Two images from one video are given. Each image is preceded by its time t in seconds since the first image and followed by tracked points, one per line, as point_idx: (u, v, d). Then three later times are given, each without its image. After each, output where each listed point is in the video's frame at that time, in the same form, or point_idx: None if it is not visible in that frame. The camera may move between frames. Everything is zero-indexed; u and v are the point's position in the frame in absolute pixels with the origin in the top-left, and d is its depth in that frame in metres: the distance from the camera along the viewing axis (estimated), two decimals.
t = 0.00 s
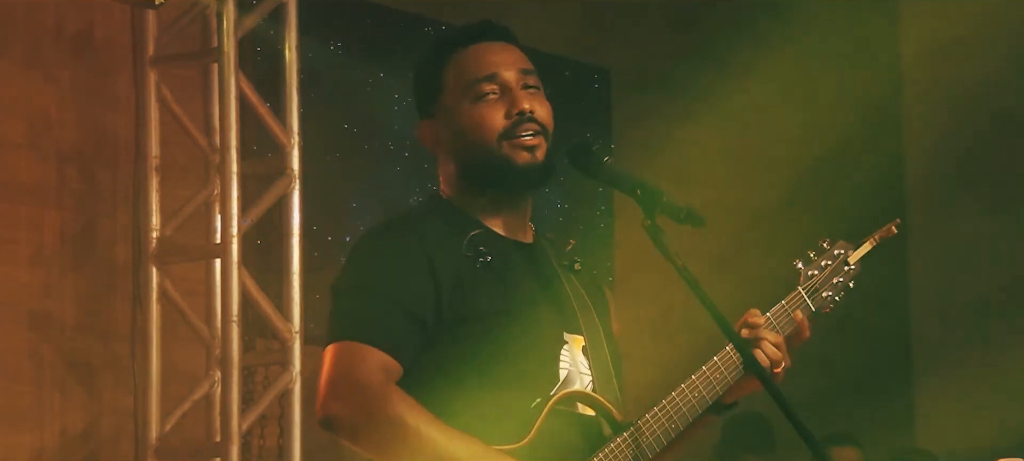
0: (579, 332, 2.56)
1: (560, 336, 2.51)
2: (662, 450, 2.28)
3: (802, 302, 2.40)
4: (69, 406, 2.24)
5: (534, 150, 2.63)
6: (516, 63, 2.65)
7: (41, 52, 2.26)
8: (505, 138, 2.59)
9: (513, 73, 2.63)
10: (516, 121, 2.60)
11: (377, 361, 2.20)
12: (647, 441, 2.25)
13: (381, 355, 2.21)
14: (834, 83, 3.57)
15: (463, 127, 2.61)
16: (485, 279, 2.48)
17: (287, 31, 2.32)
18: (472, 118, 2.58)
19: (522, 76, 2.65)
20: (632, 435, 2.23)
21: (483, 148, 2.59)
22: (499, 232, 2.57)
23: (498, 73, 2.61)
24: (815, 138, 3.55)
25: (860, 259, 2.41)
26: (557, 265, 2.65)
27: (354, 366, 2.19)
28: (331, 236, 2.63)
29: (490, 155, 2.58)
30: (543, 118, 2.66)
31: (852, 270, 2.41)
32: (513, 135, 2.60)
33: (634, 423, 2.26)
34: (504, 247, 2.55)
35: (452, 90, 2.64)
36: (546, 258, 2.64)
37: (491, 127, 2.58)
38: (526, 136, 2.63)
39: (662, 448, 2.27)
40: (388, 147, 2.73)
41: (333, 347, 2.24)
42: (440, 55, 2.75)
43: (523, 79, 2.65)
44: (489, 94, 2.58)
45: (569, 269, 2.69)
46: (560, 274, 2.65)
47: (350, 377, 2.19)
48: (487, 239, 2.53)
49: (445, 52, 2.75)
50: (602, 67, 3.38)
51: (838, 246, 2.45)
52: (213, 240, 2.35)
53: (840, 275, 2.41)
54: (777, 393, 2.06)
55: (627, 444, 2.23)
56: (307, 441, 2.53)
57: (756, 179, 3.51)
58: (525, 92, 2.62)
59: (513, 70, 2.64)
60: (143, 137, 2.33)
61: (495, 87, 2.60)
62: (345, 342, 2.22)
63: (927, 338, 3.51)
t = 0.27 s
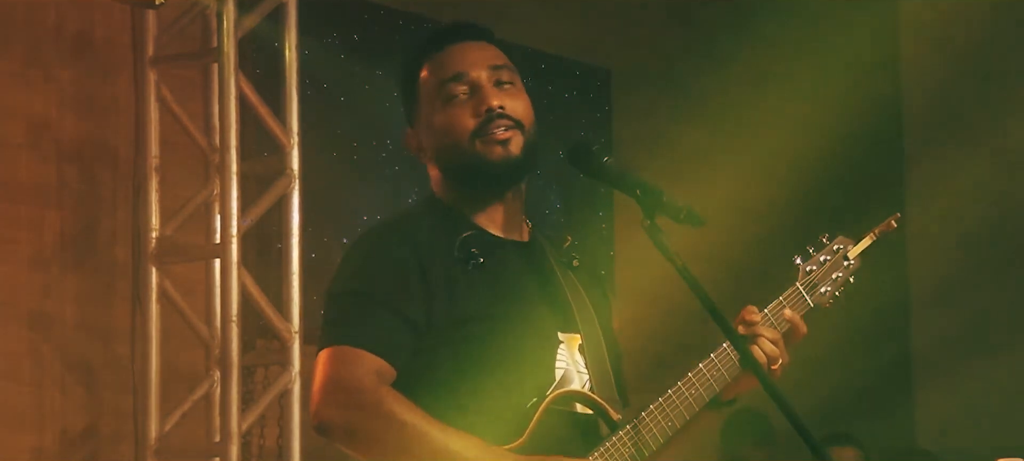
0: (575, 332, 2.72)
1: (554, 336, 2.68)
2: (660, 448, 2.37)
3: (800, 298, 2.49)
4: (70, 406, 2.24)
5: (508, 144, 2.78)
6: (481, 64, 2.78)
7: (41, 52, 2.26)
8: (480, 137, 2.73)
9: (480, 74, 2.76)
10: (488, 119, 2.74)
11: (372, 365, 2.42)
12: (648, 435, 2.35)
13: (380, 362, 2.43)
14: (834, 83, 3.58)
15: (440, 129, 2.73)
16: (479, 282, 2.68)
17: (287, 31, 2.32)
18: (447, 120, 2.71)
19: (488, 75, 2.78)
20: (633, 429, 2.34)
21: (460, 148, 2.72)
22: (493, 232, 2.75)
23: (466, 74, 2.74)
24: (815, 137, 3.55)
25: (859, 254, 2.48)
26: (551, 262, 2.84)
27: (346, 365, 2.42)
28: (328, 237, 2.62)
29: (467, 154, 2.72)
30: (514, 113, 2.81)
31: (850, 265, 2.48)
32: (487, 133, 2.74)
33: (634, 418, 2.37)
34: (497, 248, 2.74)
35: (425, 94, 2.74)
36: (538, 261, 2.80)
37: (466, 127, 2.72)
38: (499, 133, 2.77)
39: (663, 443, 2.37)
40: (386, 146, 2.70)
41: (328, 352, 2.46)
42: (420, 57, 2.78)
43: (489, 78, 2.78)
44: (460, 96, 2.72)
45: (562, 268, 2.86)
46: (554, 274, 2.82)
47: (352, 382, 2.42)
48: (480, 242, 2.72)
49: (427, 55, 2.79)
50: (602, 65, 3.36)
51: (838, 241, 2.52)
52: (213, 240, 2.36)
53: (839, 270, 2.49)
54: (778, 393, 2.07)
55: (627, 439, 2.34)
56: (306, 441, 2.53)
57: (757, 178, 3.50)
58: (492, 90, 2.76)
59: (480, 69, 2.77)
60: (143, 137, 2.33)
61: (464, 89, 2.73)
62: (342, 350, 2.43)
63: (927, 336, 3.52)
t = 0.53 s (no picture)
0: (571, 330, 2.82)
1: (552, 334, 2.76)
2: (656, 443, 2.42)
3: (795, 293, 2.51)
4: (69, 406, 2.24)
5: (496, 142, 2.82)
6: (465, 62, 2.80)
7: (41, 52, 2.26)
8: (469, 134, 2.76)
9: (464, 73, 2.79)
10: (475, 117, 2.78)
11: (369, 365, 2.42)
12: (647, 432, 2.39)
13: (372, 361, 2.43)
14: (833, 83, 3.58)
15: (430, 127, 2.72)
16: (473, 281, 2.70)
17: (287, 31, 2.32)
18: (437, 118, 2.72)
19: (472, 75, 2.81)
20: (630, 426, 2.37)
21: (451, 146, 2.73)
22: (489, 234, 2.78)
23: (452, 74, 2.77)
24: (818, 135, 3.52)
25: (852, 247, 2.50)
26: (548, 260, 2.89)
27: (342, 365, 2.40)
28: (325, 238, 2.47)
29: (458, 152, 2.74)
30: (498, 112, 2.85)
31: (844, 258, 2.49)
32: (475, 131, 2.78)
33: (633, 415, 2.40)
34: (492, 250, 2.77)
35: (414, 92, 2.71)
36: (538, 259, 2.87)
37: (455, 126, 2.74)
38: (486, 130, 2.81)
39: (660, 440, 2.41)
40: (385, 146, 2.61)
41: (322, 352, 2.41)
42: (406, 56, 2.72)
43: (473, 77, 2.82)
44: (447, 94, 2.74)
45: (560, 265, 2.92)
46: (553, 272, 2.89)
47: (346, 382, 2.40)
48: (473, 243, 2.74)
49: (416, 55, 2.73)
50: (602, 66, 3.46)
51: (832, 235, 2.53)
52: (213, 240, 2.35)
53: (832, 265, 2.50)
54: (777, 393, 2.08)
55: (626, 437, 2.37)
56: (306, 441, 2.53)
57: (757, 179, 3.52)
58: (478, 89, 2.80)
59: (464, 68, 2.79)
60: (142, 137, 2.35)
61: (451, 87, 2.75)
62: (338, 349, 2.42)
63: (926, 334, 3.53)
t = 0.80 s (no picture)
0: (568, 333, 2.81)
1: (549, 337, 2.75)
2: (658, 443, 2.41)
3: (795, 287, 2.50)
4: (70, 406, 2.24)
5: (507, 143, 2.85)
6: (477, 63, 2.83)
7: (41, 52, 2.26)
8: (480, 133, 2.78)
9: (477, 73, 2.81)
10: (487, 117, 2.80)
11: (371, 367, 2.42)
12: (647, 433, 2.38)
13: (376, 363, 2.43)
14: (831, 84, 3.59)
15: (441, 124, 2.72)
16: (472, 282, 2.71)
17: (286, 31, 2.32)
18: (449, 116, 2.73)
19: (484, 75, 2.83)
20: (631, 429, 2.36)
21: (462, 145, 2.74)
22: (488, 235, 2.77)
23: (465, 73, 2.79)
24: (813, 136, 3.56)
25: (852, 239, 2.51)
26: (546, 262, 2.88)
27: (344, 368, 2.41)
28: (322, 239, 2.48)
29: (469, 150, 2.75)
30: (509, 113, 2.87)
31: (844, 250, 2.51)
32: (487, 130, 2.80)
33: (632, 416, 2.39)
34: (490, 250, 2.77)
35: (425, 89, 2.72)
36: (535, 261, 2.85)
37: (467, 124, 2.76)
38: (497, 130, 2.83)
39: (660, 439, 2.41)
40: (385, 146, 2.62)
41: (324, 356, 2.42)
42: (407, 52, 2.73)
43: (485, 78, 2.84)
44: (460, 93, 2.76)
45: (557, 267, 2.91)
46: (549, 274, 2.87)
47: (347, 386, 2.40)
48: (473, 244, 2.74)
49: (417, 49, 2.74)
50: (601, 66, 3.29)
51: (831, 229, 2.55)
52: (213, 240, 2.36)
53: (832, 257, 2.52)
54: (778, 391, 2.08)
55: (626, 438, 2.36)
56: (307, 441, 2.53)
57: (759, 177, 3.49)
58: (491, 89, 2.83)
59: (476, 68, 2.82)
60: (143, 137, 2.35)
61: (464, 86, 2.77)
62: (341, 353, 2.42)
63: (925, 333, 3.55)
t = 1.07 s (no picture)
0: (569, 335, 2.61)
1: (548, 339, 2.56)
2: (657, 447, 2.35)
3: (795, 298, 2.38)
4: (70, 405, 2.24)
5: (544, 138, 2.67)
6: (515, 61, 2.73)
7: (40, 52, 2.26)
8: (516, 126, 2.63)
9: (515, 70, 2.71)
10: (526, 110, 2.65)
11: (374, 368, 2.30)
12: (645, 437, 2.30)
13: (377, 363, 2.31)
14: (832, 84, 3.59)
15: (471, 115, 2.62)
16: (474, 285, 2.55)
17: (286, 31, 2.31)
18: (480, 107, 2.61)
19: (523, 73, 2.73)
20: (629, 433, 2.29)
21: (492, 137, 2.61)
22: (491, 234, 2.63)
23: (502, 68, 2.68)
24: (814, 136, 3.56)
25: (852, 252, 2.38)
26: (547, 263, 2.70)
27: (344, 366, 2.31)
28: (319, 241, 2.56)
29: (501, 142, 2.61)
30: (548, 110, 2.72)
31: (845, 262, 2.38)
32: (524, 123, 2.64)
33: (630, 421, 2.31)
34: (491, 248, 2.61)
35: (457, 80, 2.63)
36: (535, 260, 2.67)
37: (500, 116, 2.62)
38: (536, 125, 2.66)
39: (658, 445, 2.33)
40: (383, 146, 2.67)
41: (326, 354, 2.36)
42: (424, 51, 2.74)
43: (523, 76, 2.74)
44: (495, 85, 2.64)
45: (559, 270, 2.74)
46: (550, 276, 2.68)
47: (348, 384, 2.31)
48: (477, 245, 2.59)
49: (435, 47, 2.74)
50: (602, 66, 3.28)
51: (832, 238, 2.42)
52: (213, 240, 2.36)
53: (832, 269, 2.39)
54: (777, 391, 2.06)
55: (623, 443, 2.29)
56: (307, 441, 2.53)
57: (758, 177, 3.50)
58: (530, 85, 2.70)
59: (513, 65, 2.71)
60: (143, 137, 2.35)
61: (501, 78, 2.66)
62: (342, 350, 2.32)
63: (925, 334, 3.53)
